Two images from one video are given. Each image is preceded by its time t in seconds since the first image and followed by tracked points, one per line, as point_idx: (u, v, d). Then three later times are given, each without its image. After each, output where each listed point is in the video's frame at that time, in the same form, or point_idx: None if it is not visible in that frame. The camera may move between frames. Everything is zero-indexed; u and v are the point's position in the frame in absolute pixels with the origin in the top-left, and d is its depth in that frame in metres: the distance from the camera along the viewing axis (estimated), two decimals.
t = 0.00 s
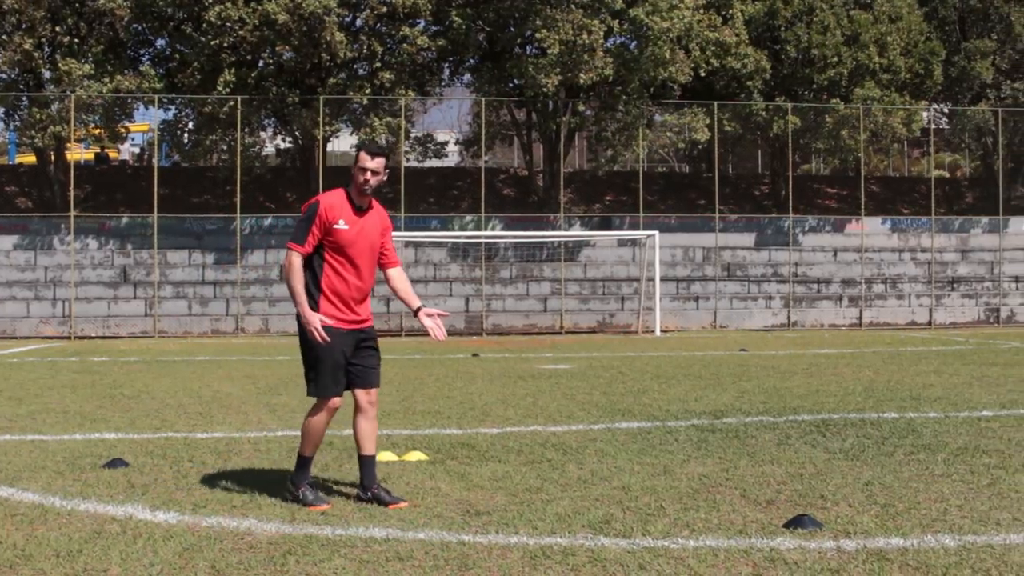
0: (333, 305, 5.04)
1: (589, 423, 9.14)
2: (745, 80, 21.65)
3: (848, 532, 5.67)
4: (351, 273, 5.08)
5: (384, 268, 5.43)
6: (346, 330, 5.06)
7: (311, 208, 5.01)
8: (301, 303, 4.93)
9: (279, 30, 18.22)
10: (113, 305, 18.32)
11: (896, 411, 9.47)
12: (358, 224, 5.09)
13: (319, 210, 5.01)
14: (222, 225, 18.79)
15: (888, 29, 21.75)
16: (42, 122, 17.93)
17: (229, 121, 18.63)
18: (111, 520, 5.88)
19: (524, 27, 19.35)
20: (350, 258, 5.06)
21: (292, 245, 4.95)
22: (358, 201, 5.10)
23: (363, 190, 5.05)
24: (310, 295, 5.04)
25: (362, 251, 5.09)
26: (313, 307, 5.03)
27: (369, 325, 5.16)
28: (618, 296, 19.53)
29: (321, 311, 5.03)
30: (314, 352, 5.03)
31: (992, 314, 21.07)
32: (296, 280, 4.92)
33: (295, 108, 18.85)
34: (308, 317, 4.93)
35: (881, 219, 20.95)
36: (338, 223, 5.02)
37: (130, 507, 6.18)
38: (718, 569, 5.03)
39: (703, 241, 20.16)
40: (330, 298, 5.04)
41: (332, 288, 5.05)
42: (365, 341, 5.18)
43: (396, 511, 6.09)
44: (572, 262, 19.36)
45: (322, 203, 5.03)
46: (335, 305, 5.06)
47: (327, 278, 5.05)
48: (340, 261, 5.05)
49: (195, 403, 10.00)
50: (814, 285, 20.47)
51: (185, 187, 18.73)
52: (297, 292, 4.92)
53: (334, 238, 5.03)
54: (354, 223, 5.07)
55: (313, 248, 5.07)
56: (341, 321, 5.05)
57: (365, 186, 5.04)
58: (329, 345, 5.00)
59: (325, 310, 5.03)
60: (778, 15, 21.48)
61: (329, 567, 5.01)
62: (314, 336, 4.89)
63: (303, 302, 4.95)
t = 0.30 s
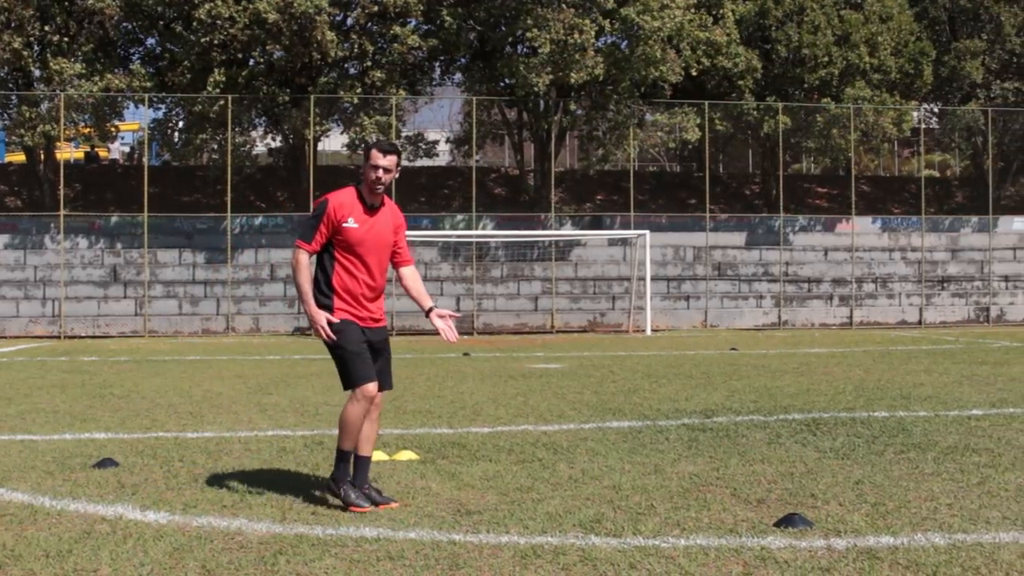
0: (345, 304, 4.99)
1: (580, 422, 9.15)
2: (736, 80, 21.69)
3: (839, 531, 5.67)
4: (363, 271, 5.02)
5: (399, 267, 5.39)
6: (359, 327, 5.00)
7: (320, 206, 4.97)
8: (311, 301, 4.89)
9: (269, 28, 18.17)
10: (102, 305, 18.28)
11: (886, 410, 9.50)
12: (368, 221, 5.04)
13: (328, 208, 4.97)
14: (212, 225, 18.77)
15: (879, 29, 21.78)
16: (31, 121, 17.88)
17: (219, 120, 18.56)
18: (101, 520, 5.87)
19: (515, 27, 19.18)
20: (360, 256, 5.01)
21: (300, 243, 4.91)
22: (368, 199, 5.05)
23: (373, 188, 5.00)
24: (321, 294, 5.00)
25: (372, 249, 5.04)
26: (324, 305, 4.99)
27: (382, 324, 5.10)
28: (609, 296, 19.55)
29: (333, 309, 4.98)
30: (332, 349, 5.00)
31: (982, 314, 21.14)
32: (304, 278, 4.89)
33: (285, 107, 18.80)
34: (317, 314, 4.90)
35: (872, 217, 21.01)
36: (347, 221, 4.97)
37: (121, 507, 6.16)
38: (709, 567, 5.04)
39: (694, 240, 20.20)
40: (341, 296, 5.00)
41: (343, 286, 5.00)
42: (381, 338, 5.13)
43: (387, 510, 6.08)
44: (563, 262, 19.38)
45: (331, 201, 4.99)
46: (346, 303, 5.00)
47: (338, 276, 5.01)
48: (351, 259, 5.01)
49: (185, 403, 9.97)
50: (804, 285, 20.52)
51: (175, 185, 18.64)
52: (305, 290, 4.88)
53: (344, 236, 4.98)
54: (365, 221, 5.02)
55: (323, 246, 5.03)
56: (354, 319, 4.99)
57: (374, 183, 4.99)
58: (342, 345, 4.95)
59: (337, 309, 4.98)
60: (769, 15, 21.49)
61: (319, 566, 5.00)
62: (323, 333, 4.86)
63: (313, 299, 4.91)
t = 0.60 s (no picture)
0: (355, 308, 5.01)
1: (570, 421, 9.16)
2: (726, 79, 21.71)
3: (828, 529, 5.69)
4: (372, 275, 5.04)
5: (403, 266, 5.42)
6: (369, 331, 5.03)
7: (327, 210, 4.94)
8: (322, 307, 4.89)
9: (259, 27, 18.13)
10: (91, 304, 18.22)
11: (876, 409, 9.52)
12: (376, 224, 5.04)
13: (337, 212, 4.95)
14: (202, 224, 18.74)
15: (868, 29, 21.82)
16: (20, 120, 17.77)
17: (208, 119, 18.53)
18: (90, 520, 5.85)
19: (505, 26, 19.14)
20: (370, 259, 5.02)
21: (311, 248, 4.89)
22: (376, 201, 5.04)
23: (381, 189, 5.00)
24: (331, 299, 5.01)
25: (380, 251, 5.06)
26: (334, 309, 4.99)
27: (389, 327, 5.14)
28: (598, 295, 19.58)
29: (342, 314, 5.00)
30: (339, 355, 5.03)
31: (971, 313, 21.22)
32: (316, 284, 4.87)
33: (275, 106, 18.71)
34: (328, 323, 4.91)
35: (861, 217, 21.13)
36: (356, 224, 4.96)
37: (109, 507, 6.14)
38: (698, 566, 5.05)
39: (684, 239, 20.23)
40: (351, 300, 5.02)
41: (353, 290, 5.01)
42: (387, 341, 5.18)
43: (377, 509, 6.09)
44: (553, 261, 19.40)
45: (340, 204, 4.97)
46: (355, 308, 5.02)
47: (348, 280, 5.01)
48: (360, 262, 5.01)
49: (175, 402, 9.95)
50: (794, 284, 20.56)
51: (164, 184, 18.64)
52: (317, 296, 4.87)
53: (354, 240, 4.98)
54: (373, 224, 5.02)
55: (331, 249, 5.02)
56: (364, 324, 5.02)
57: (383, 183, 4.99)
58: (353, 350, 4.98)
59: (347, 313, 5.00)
60: (759, 14, 21.53)
61: (309, 566, 4.99)
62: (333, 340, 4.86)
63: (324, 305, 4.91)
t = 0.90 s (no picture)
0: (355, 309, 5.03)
1: (557, 419, 9.17)
2: (712, 78, 21.74)
3: (813, 527, 5.71)
4: (374, 275, 5.06)
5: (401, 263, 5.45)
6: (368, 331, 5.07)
7: (333, 211, 4.91)
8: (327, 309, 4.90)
9: (245, 25, 18.07)
10: (76, 303, 18.18)
11: (861, 407, 9.56)
12: (380, 224, 5.04)
13: (343, 213, 4.93)
14: (187, 223, 18.69)
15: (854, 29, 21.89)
16: (5, 118, 17.70)
17: (194, 117, 18.50)
18: (74, 519, 5.83)
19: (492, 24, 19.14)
20: (372, 260, 5.03)
21: (318, 251, 4.87)
22: (381, 201, 5.04)
23: (387, 188, 4.99)
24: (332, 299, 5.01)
25: (383, 252, 5.07)
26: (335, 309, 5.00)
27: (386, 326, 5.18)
28: (585, 293, 19.61)
29: (344, 315, 5.02)
30: (338, 355, 5.05)
31: (956, 311, 21.31)
32: (325, 288, 4.87)
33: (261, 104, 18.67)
34: (344, 325, 4.90)
35: (846, 216, 21.09)
36: (362, 226, 4.96)
37: (95, 506, 6.13)
38: (685, 563, 5.06)
39: (670, 238, 20.27)
40: (352, 300, 5.04)
41: (355, 291, 5.03)
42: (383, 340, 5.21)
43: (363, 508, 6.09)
44: (539, 259, 19.40)
45: (346, 204, 4.94)
46: (355, 308, 5.04)
47: (350, 280, 5.02)
48: (364, 263, 5.02)
49: (161, 401, 9.92)
50: (779, 282, 20.63)
51: (150, 182, 18.53)
52: (323, 298, 4.87)
53: (359, 242, 4.97)
54: (378, 224, 5.02)
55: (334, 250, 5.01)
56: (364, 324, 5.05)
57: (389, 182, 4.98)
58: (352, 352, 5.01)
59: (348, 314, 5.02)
60: (745, 14, 21.60)
61: (296, 565, 4.99)
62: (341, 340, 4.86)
63: (328, 307, 4.91)
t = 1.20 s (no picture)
0: (343, 306, 5.02)
1: (539, 416, 9.18)
2: (694, 75, 21.79)
3: (794, 523, 5.73)
4: (362, 273, 5.06)
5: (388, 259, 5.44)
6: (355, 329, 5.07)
7: (323, 208, 4.88)
8: (317, 307, 4.87)
9: (226, 21, 18.00)
10: (57, 300, 18.09)
11: (842, 403, 9.61)
12: (370, 222, 5.02)
13: (334, 211, 4.90)
14: (169, 219, 18.64)
15: (836, 26, 21.99)
16: None
17: (176, 113, 18.47)
18: (54, 518, 5.81)
19: (475, 22, 19.15)
20: (360, 258, 5.02)
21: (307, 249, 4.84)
22: (371, 198, 5.01)
23: (377, 186, 4.97)
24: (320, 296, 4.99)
25: (372, 250, 5.06)
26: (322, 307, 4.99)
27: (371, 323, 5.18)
28: (567, 290, 19.62)
29: (333, 313, 5.00)
30: (325, 353, 5.03)
31: (936, 307, 21.42)
32: (314, 287, 4.85)
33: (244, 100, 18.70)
34: (334, 324, 4.88)
35: (828, 212, 21.28)
36: (352, 224, 4.94)
37: (74, 505, 6.10)
38: (667, 559, 5.08)
39: (652, 234, 20.30)
40: (338, 298, 5.02)
41: (343, 288, 5.02)
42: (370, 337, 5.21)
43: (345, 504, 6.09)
44: (522, 256, 19.41)
45: (336, 202, 4.91)
46: (342, 306, 5.03)
47: (338, 278, 5.00)
48: (352, 261, 5.01)
49: (142, 399, 9.89)
50: (761, 279, 20.71)
51: (131, 179, 18.42)
52: (313, 296, 4.85)
53: (348, 240, 4.96)
54: (368, 222, 5.00)
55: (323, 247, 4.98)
56: (351, 321, 5.05)
57: (379, 180, 4.95)
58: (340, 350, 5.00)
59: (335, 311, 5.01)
60: (727, 11, 21.69)
61: (277, 562, 4.99)
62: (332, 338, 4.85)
63: (317, 306, 4.89)
